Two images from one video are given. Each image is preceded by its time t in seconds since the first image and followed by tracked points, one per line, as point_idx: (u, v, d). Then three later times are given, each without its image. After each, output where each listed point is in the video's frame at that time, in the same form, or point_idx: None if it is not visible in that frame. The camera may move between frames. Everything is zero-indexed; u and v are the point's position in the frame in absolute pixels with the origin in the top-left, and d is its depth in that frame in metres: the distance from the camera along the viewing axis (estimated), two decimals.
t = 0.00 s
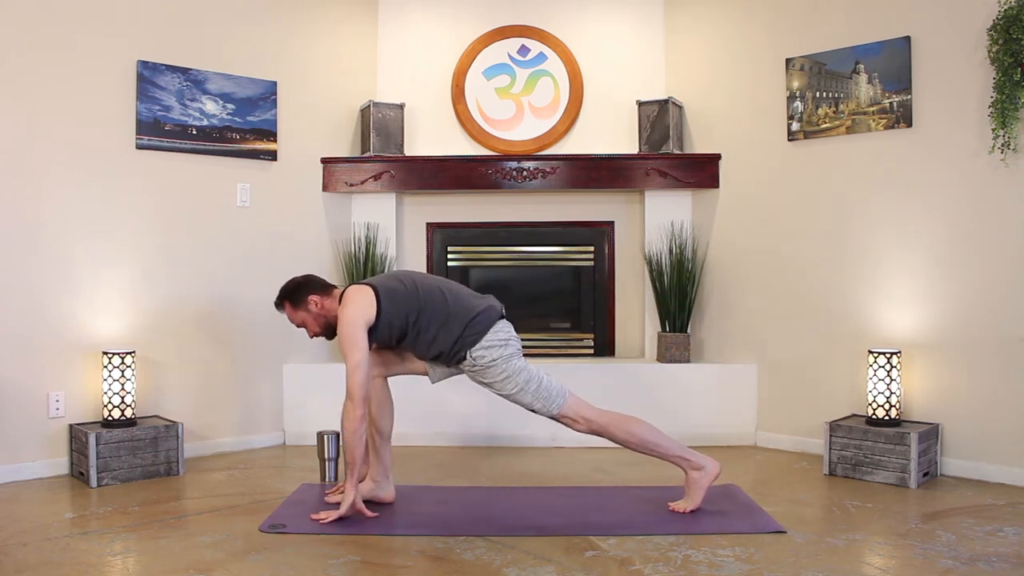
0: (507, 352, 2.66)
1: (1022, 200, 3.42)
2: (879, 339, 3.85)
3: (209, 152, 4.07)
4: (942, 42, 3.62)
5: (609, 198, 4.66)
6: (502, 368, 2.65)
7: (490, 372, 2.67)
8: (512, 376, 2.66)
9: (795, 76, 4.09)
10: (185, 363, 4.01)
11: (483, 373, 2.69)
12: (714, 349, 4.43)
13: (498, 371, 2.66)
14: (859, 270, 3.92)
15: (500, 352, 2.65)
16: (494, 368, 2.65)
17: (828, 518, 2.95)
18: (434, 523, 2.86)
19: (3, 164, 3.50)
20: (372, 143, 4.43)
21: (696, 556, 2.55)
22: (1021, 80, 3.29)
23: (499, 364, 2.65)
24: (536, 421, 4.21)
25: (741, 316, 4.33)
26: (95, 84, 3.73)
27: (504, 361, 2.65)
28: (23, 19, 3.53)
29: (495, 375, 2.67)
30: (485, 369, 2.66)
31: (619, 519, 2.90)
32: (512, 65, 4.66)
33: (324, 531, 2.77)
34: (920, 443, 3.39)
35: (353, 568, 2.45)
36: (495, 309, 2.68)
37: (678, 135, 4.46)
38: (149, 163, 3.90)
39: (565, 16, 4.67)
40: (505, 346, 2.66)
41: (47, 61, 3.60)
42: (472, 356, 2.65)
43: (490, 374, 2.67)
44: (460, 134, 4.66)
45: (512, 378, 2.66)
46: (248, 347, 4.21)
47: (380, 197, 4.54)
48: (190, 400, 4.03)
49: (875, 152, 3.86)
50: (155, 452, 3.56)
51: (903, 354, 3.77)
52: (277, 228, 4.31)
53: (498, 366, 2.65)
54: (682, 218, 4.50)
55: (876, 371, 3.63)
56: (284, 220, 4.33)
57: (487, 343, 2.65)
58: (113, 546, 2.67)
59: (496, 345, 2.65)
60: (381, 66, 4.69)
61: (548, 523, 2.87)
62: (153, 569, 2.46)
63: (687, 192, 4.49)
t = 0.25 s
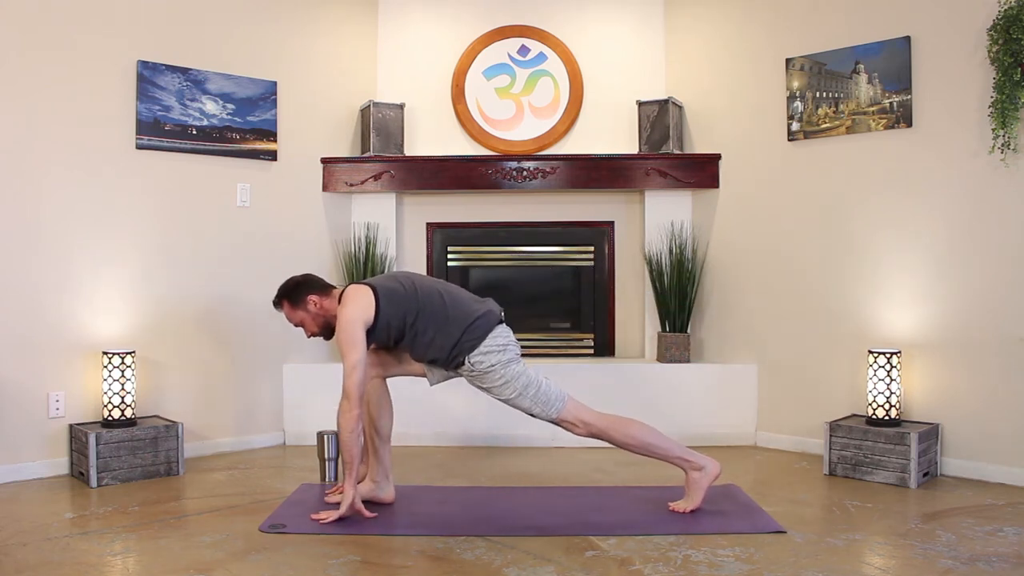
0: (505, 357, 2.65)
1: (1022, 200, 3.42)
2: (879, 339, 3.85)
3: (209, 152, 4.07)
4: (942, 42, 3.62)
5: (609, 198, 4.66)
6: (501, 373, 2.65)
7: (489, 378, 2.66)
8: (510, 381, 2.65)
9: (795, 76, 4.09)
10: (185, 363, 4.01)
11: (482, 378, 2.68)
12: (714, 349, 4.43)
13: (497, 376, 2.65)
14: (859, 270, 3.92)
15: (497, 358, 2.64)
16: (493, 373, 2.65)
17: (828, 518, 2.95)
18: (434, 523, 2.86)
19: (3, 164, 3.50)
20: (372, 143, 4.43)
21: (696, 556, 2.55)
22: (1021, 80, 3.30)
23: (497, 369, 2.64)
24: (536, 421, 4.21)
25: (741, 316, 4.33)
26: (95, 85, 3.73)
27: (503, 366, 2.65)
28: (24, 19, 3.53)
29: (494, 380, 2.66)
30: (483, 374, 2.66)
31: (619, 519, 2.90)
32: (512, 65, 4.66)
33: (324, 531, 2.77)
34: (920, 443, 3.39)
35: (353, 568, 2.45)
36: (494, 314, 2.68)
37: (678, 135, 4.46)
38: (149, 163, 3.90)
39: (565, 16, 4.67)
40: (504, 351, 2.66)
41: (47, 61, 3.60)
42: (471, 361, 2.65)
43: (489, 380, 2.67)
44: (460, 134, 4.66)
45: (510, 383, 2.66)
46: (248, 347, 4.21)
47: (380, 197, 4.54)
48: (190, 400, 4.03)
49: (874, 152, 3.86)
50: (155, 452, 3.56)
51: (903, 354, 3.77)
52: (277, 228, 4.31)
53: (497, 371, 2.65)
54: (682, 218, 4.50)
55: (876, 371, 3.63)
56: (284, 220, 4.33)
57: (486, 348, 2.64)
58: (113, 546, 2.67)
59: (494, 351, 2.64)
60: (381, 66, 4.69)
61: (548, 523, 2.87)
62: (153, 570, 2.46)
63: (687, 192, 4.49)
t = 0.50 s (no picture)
0: (505, 359, 2.65)
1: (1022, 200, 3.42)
2: (879, 339, 3.85)
3: (209, 152, 4.07)
4: (942, 42, 3.62)
5: (609, 198, 4.66)
6: (501, 376, 2.65)
7: (489, 380, 2.66)
8: (511, 384, 2.65)
9: (795, 76, 4.09)
10: (185, 363, 4.01)
11: (483, 381, 2.68)
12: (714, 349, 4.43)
13: (497, 379, 2.65)
14: (860, 270, 3.92)
15: (498, 360, 2.64)
16: (493, 376, 2.65)
17: (828, 518, 2.95)
18: (434, 523, 2.86)
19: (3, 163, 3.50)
20: (372, 143, 4.43)
21: (696, 556, 2.55)
22: (1021, 80, 3.29)
23: (497, 372, 2.64)
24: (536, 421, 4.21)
25: (741, 316, 4.33)
26: (95, 85, 3.73)
27: (503, 369, 2.64)
28: (24, 19, 3.53)
29: (494, 383, 2.66)
30: (483, 377, 2.66)
31: (619, 519, 2.90)
32: (512, 65, 4.66)
33: (324, 531, 2.77)
34: (921, 443, 3.39)
35: (353, 568, 2.45)
36: (495, 317, 2.67)
37: (678, 135, 4.46)
38: (149, 163, 3.90)
39: (565, 16, 4.67)
40: (504, 354, 2.65)
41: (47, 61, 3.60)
42: (472, 363, 2.65)
43: (489, 383, 2.67)
44: (460, 134, 4.66)
45: (511, 386, 2.65)
46: (248, 347, 4.21)
47: (379, 197, 4.54)
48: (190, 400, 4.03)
49: (874, 152, 3.86)
50: (155, 452, 3.56)
51: (903, 354, 3.77)
52: (277, 228, 4.31)
53: (497, 374, 2.65)
54: (682, 218, 4.50)
55: (876, 371, 3.63)
56: (284, 220, 4.33)
57: (486, 351, 2.64)
58: (113, 546, 2.67)
59: (494, 354, 2.64)
60: (380, 66, 4.69)
61: (548, 523, 2.87)
62: (153, 570, 2.46)
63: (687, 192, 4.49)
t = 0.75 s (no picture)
0: (505, 361, 2.65)
1: (1022, 200, 3.41)
2: (879, 339, 3.85)
3: (209, 152, 4.07)
4: (942, 42, 3.62)
5: (609, 199, 4.66)
6: (501, 378, 2.65)
7: (490, 382, 2.66)
8: (511, 386, 2.65)
9: (795, 76, 4.09)
10: (185, 363, 4.01)
11: (483, 383, 2.68)
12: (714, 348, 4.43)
13: (498, 381, 2.65)
14: (860, 270, 3.92)
15: (498, 362, 2.64)
16: (494, 378, 2.65)
17: (828, 518, 2.95)
18: (434, 523, 2.86)
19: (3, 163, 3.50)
20: (372, 143, 4.43)
21: (696, 556, 2.55)
22: (1021, 80, 3.29)
23: (497, 374, 2.64)
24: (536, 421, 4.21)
25: (741, 316, 4.33)
26: (95, 85, 3.73)
27: (503, 371, 2.64)
28: (24, 19, 3.53)
29: (495, 385, 2.66)
30: (484, 378, 2.66)
31: (619, 520, 2.90)
32: (512, 65, 4.66)
33: (324, 531, 2.77)
34: (920, 443, 3.39)
35: (353, 568, 2.45)
36: (495, 318, 2.67)
37: (678, 135, 4.46)
38: (149, 163, 3.90)
39: (565, 16, 4.67)
40: (504, 356, 2.65)
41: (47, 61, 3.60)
42: (472, 365, 2.65)
43: (490, 385, 2.67)
44: (460, 134, 4.66)
45: (511, 388, 2.65)
46: (248, 347, 4.21)
47: (379, 197, 4.54)
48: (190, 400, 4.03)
49: (874, 151, 3.86)
50: (155, 452, 3.56)
51: (903, 354, 3.77)
52: (277, 228, 4.31)
53: (498, 376, 2.65)
54: (682, 218, 4.50)
55: (876, 371, 3.63)
56: (284, 220, 4.33)
57: (486, 352, 2.64)
58: (113, 546, 2.67)
59: (495, 355, 2.64)
60: (380, 66, 4.69)
61: (548, 523, 2.87)
62: (153, 569, 2.46)
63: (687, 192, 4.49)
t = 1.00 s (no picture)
0: (505, 362, 2.65)
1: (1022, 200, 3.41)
2: (879, 339, 3.85)
3: (209, 152, 4.07)
4: (942, 42, 3.62)
5: (609, 198, 4.66)
6: (501, 379, 2.65)
7: (489, 383, 2.67)
8: (511, 387, 2.65)
9: (795, 76, 4.09)
10: (185, 362, 4.01)
11: (483, 384, 2.68)
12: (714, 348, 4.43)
13: (497, 382, 2.65)
14: (860, 270, 3.92)
15: (497, 363, 2.64)
16: (493, 379, 2.65)
17: (828, 518, 2.95)
18: (434, 523, 2.86)
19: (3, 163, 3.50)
20: (372, 143, 4.43)
21: (696, 556, 2.55)
22: (1021, 80, 3.29)
23: (497, 375, 2.64)
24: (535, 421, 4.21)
25: (741, 316, 4.33)
26: (94, 85, 3.73)
27: (503, 372, 2.65)
28: (24, 19, 3.53)
29: (495, 386, 2.66)
30: (483, 379, 2.66)
31: (619, 520, 2.90)
32: (512, 65, 4.66)
33: (324, 532, 2.77)
34: (920, 443, 3.39)
35: (353, 568, 2.45)
36: (495, 319, 2.67)
37: (678, 135, 4.46)
38: (149, 163, 3.90)
39: (565, 16, 4.67)
40: (504, 357, 2.65)
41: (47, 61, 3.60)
42: (471, 366, 2.65)
43: (489, 386, 2.67)
44: (460, 134, 4.66)
45: (511, 389, 2.66)
46: (248, 347, 4.20)
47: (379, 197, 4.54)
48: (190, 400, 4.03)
49: (874, 151, 3.86)
50: (155, 452, 3.56)
51: (903, 354, 3.77)
52: (277, 228, 4.31)
53: (497, 378, 2.65)
54: (682, 218, 4.50)
55: (876, 371, 3.63)
56: (284, 220, 4.33)
57: (486, 353, 2.64)
58: (113, 546, 2.67)
59: (494, 356, 2.64)
60: (380, 66, 4.69)
61: (548, 523, 2.87)
62: (153, 569, 2.46)
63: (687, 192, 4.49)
